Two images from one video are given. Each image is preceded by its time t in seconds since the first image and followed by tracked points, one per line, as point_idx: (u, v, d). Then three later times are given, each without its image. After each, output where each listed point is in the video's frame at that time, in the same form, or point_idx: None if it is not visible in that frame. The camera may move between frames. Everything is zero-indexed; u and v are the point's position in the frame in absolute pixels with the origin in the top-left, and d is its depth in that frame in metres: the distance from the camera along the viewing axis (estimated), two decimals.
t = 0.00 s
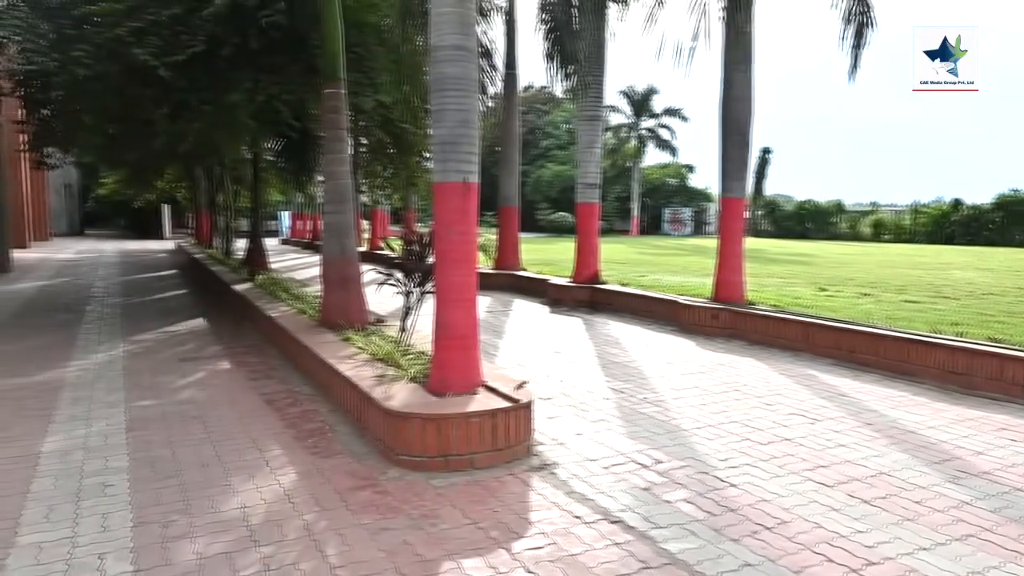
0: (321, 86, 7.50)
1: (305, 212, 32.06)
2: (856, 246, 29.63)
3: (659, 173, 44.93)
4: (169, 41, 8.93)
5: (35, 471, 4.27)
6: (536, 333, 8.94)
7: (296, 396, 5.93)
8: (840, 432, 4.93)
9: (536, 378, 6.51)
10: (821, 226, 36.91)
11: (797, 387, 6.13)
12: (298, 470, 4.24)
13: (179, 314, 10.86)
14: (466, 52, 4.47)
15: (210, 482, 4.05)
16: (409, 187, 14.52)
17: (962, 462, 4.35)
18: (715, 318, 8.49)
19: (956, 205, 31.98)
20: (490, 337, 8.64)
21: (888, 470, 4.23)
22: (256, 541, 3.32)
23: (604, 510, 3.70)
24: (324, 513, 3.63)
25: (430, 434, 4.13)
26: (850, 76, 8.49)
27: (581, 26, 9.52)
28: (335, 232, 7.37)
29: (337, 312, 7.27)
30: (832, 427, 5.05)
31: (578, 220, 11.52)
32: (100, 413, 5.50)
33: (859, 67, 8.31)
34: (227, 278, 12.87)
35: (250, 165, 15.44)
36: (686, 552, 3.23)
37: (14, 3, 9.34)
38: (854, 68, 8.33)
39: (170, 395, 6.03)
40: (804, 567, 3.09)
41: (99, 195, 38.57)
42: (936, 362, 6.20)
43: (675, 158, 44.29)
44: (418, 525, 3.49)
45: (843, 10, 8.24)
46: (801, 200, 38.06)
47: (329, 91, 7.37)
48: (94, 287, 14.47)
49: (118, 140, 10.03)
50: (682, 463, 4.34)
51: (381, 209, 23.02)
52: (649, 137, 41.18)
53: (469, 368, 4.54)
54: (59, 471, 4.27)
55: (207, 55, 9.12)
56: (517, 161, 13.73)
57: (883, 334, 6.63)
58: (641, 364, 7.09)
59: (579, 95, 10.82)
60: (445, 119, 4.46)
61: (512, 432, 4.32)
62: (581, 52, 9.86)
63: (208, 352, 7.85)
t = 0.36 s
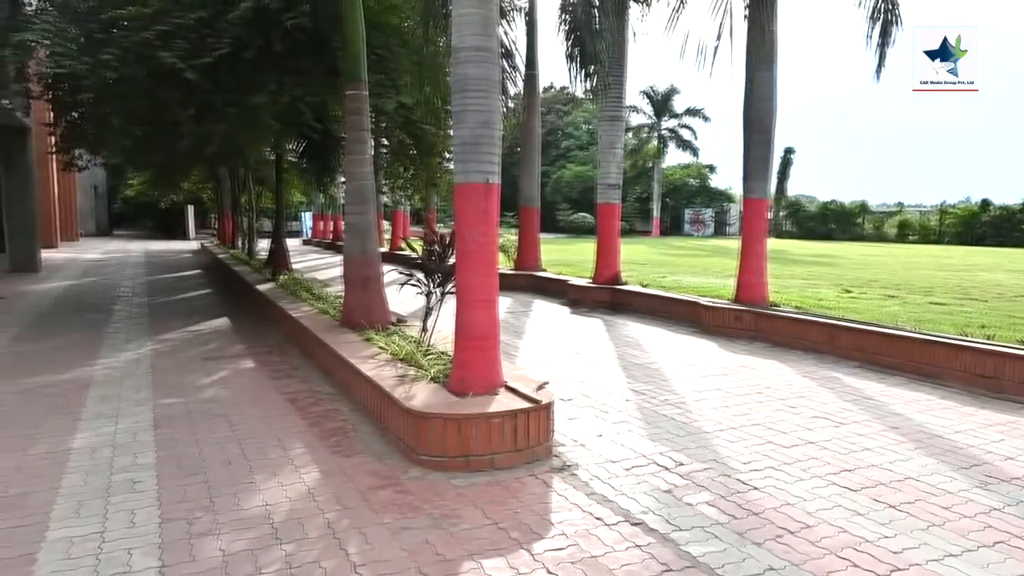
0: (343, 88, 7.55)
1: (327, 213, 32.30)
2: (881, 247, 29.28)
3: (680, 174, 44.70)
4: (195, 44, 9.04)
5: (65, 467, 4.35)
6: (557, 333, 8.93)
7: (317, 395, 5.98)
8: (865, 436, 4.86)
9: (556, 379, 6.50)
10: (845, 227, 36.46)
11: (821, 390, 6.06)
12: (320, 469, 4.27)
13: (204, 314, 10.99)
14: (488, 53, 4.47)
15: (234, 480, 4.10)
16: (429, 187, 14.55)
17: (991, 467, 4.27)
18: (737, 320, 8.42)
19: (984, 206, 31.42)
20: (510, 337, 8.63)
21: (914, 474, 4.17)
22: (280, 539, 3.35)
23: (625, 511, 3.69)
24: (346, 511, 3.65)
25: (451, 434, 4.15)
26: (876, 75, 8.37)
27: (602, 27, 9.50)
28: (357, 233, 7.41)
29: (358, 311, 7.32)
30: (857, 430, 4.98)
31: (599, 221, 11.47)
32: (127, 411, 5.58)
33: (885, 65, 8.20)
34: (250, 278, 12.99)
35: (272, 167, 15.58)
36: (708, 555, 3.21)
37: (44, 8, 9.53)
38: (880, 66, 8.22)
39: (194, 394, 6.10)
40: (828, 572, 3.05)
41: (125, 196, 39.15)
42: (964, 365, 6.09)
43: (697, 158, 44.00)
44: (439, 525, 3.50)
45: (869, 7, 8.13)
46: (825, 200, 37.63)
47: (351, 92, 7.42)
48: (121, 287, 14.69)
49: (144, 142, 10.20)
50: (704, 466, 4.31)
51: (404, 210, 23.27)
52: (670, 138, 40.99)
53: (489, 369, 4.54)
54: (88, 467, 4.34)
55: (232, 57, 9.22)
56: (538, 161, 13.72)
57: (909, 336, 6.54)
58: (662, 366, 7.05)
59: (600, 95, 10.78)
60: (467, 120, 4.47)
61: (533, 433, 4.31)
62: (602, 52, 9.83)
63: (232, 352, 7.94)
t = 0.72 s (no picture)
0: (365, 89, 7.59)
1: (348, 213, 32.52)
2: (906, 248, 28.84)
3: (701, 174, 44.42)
4: (220, 45, 9.14)
5: (93, 463, 4.42)
6: (577, 334, 8.91)
7: (338, 395, 6.02)
8: (890, 440, 4.79)
9: (576, 380, 6.48)
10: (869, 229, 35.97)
11: (845, 393, 5.99)
12: (342, 468, 4.30)
13: (227, 313, 11.12)
14: (510, 53, 4.47)
15: (257, 477, 4.15)
16: (450, 188, 14.59)
17: (1021, 473, 4.19)
18: (759, 321, 8.34)
19: (1014, 207, 30.80)
20: (531, 338, 8.63)
21: (941, 479, 4.10)
22: (302, 536, 3.38)
23: (646, 513, 3.67)
24: (367, 510, 3.67)
25: (471, 433, 4.15)
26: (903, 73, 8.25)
27: (623, 27, 9.47)
28: (378, 233, 7.45)
29: (380, 311, 7.36)
30: (882, 434, 4.91)
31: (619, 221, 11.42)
32: (152, 408, 5.66)
33: (912, 63, 8.08)
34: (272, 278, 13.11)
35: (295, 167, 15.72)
36: (730, 559, 3.18)
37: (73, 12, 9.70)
38: (907, 64, 8.10)
39: (218, 392, 6.17)
40: None
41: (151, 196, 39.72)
42: (992, 369, 5.99)
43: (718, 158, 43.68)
44: (460, 525, 3.51)
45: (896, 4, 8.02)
46: (849, 201, 37.17)
47: (373, 93, 7.45)
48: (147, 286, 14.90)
49: (169, 144, 10.31)
50: (726, 468, 4.27)
51: (424, 210, 23.36)
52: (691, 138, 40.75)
53: (510, 369, 4.54)
54: (114, 463, 4.41)
55: (256, 60, 9.37)
56: (558, 162, 13.69)
57: (935, 339, 6.44)
58: (683, 367, 7.01)
59: (621, 95, 10.74)
60: (489, 121, 4.47)
61: (554, 434, 4.31)
62: (623, 52, 9.80)
63: (254, 351, 8.01)
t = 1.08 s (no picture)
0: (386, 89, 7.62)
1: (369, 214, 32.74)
2: (932, 250, 28.36)
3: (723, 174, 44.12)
4: (243, 48, 9.27)
5: (118, 459, 4.49)
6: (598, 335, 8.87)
7: (359, 394, 6.05)
8: (915, 444, 4.71)
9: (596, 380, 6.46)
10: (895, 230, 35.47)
11: (870, 396, 5.90)
12: (362, 467, 4.32)
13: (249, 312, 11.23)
14: (530, 53, 4.47)
15: (279, 475, 4.18)
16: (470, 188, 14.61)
17: None
18: (781, 323, 8.25)
19: None
20: (550, 338, 8.61)
21: (968, 484, 4.03)
22: (323, 534, 3.40)
23: (667, 516, 3.65)
24: (387, 509, 3.69)
25: (491, 433, 4.16)
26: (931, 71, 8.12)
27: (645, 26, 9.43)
28: (398, 233, 7.48)
29: (400, 311, 7.39)
30: (907, 438, 4.83)
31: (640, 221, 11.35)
32: (176, 406, 5.73)
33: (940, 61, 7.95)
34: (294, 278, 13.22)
35: (316, 168, 15.84)
36: (751, 562, 3.15)
37: (101, 16, 9.86)
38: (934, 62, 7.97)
39: (240, 391, 6.23)
40: None
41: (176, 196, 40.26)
42: (1022, 373, 5.87)
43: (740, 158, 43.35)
44: (479, 525, 3.51)
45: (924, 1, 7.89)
46: (874, 201, 36.67)
47: (394, 94, 7.49)
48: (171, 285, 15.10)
49: (193, 146, 10.41)
50: (747, 471, 4.23)
51: (444, 211, 23.41)
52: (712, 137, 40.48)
53: (530, 370, 4.53)
54: (139, 460, 4.47)
55: (280, 62, 9.50)
56: (579, 162, 13.66)
57: (963, 342, 6.32)
58: (703, 368, 6.96)
59: (642, 95, 10.68)
60: (510, 121, 4.47)
61: (573, 435, 4.30)
62: (644, 51, 9.76)
63: (276, 350, 8.08)
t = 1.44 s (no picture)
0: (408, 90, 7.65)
1: (390, 214, 32.96)
2: (959, 251, 27.91)
3: (745, 174, 43.79)
4: (268, 50, 9.34)
5: (144, 456, 4.56)
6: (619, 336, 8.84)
7: (381, 393, 6.09)
8: (943, 448, 4.64)
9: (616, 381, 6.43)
10: (920, 231, 34.99)
11: (895, 399, 5.82)
12: (384, 466, 4.35)
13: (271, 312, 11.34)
14: (552, 53, 4.46)
15: (302, 474, 4.22)
16: (490, 189, 14.64)
17: None
18: (805, 325, 8.16)
19: None
20: (571, 339, 8.60)
21: (998, 490, 3.96)
22: (345, 533, 3.43)
23: (689, 518, 3.63)
24: (409, 508, 3.71)
25: (512, 433, 4.16)
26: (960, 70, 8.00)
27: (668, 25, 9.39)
28: (419, 234, 7.51)
29: (421, 311, 7.42)
30: (935, 442, 4.76)
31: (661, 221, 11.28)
32: (201, 404, 5.80)
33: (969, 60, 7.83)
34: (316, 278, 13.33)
35: (338, 168, 15.97)
36: (775, 566, 3.12)
37: (128, 20, 10.02)
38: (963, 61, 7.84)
39: (264, 389, 6.29)
40: None
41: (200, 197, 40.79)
42: None
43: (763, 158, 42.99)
44: (500, 525, 3.51)
45: None
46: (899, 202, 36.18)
47: (416, 96, 7.52)
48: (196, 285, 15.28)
49: (218, 148, 10.52)
50: (771, 474, 4.19)
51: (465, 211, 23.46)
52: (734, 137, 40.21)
53: (551, 370, 4.53)
54: (165, 457, 4.54)
55: (303, 63, 9.58)
56: (600, 162, 13.62)
57: (991, 345, 6.22)
58: (725, 370, 6.90)
59: (664, 95, 10.63)
60: (532, 121, 4.47)
61: (594, 436, 4.29)
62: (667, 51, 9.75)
63: (299, 349, 8.15)
